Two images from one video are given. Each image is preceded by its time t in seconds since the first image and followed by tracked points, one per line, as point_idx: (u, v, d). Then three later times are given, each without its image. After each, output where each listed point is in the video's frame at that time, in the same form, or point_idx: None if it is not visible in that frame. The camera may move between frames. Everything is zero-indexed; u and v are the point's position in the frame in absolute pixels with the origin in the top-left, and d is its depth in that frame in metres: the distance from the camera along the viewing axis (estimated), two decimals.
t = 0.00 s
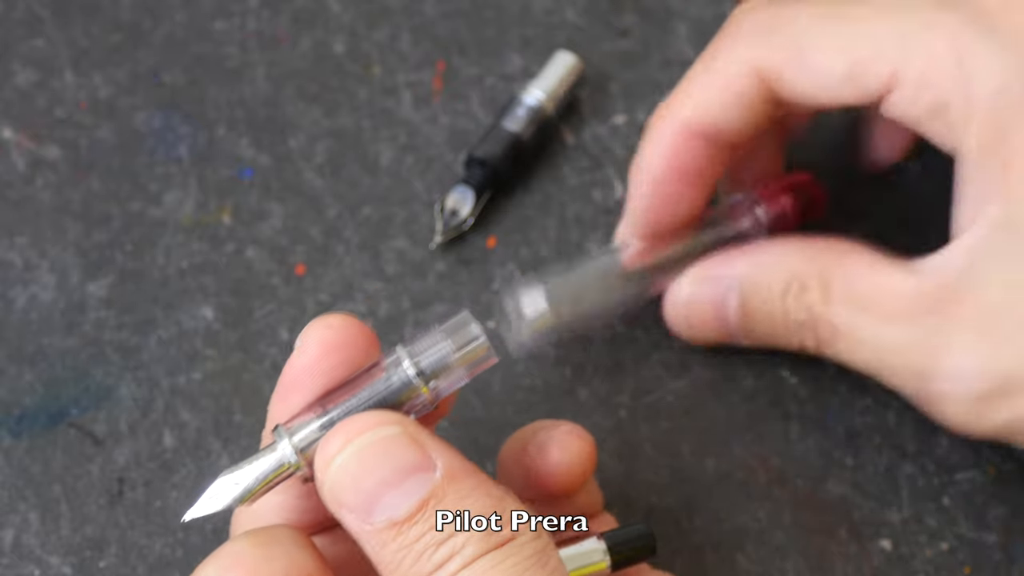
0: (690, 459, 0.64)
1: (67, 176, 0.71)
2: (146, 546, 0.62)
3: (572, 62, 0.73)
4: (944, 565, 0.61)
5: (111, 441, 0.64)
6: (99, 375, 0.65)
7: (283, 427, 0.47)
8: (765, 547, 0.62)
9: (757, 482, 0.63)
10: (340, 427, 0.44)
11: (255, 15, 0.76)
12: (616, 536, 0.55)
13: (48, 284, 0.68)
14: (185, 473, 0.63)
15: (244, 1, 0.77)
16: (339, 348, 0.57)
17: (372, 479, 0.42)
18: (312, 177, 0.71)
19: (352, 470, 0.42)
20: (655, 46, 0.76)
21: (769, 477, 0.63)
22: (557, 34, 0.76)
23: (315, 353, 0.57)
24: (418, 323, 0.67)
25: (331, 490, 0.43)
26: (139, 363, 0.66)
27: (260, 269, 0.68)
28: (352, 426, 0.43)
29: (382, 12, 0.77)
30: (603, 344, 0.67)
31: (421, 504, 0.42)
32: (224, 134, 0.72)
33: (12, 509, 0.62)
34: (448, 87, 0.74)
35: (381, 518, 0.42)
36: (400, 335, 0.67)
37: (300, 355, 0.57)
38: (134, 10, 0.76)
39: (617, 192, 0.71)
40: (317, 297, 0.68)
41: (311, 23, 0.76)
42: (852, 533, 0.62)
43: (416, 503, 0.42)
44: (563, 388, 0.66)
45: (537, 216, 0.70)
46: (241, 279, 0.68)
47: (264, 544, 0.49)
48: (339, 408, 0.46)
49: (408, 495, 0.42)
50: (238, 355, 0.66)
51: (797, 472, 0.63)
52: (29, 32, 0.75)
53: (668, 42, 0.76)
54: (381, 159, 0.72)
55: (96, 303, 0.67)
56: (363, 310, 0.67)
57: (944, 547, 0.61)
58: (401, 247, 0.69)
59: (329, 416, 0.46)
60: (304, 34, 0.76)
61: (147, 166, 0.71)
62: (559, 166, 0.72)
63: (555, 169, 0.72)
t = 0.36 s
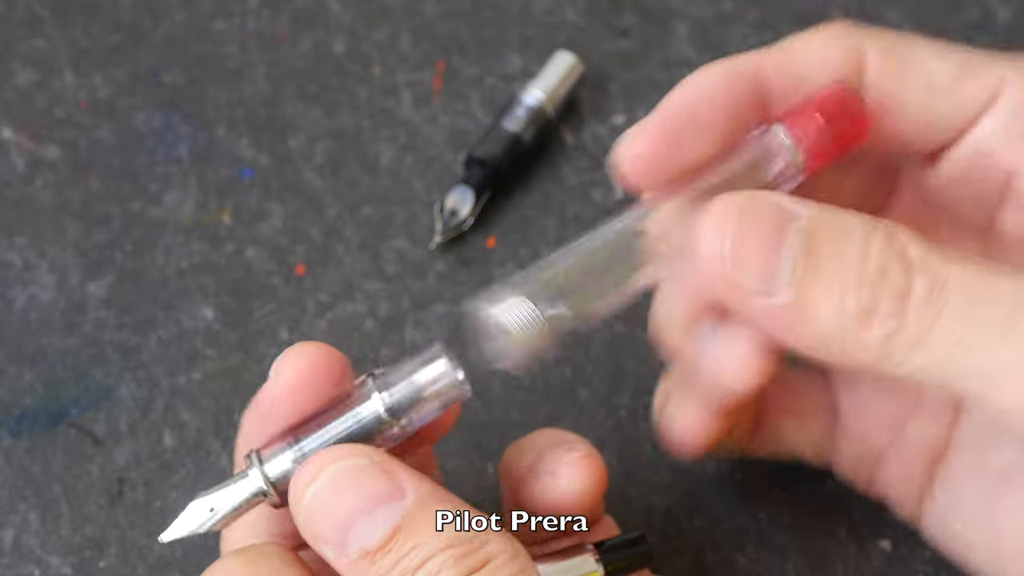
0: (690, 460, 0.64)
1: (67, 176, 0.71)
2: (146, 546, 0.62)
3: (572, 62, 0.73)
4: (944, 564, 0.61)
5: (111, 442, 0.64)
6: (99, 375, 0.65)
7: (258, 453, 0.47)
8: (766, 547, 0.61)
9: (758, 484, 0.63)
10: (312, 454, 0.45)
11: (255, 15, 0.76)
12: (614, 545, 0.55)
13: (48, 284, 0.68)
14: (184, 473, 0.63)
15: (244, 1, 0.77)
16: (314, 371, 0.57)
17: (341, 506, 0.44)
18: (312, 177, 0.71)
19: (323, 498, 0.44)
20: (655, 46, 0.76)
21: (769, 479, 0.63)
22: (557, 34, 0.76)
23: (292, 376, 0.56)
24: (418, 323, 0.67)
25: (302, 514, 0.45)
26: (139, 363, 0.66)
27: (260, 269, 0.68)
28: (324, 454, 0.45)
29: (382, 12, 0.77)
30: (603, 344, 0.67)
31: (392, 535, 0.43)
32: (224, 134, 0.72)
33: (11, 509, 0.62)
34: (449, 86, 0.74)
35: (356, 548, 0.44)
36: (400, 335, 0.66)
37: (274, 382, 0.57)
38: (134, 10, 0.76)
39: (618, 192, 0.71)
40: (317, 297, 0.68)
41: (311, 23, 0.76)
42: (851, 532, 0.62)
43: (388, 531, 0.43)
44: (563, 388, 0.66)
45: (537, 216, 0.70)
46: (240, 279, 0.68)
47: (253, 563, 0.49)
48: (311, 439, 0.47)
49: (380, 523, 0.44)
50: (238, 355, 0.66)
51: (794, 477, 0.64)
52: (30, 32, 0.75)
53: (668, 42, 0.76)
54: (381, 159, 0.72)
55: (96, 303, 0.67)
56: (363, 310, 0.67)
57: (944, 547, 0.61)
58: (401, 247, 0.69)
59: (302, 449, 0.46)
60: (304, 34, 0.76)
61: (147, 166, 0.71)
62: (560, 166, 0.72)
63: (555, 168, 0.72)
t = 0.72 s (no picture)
0: (690, 459, 0.64)
1: (67, 176, 0.71)
2: (147, 546, 0.62)
3: (572, 62, 0.73)
4: (943, 563, 0.61)
5: (111, 442, 0.64)
6: (99, 375, 0.65)
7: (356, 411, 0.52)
8: (766, 548, 0.62)
9: (758, 482, 0.63)
10: (403, 392, 0.48)
11: (255, 15, 0.76)
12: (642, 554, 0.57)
13: (48, 284, 0.68)
14: (185, 474, 0.63)
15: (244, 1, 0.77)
16: (405, 343, 0.59)
17: (437, 425, 0.44)
18: (312, 177, 0.71)
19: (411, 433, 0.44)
20: (655, 46, 0.76)
21: (768, 477, 0.63)
22: (557, 34, 0.76)
23: (380, 344, 0.59)
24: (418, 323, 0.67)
25: (393, 454, 0.45)
26: (139, 363, 0.66)
27: (260, 269, 0.68)
28: (420, 390, 0.46)
29: (382, 12, 0.77)
30: (603, 344, 0.67)
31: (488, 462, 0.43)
32: (224, 134, 0.72)
33: (12, 509, 0.62)
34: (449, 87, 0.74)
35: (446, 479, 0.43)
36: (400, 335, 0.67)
37: (363, 352, 0.59)
38: (134, 9, 0.76)
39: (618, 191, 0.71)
40: (317, 297, 0.68)
41: (311, 23, 0.76)
42: (851, 532, 0.62)
43: (481, 462, 0.43)
44: (563, 388, 0.66)
45: (536, 216, 0.70)
46: (240, 279, 0.68)
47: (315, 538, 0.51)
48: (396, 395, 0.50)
49: (471, 457, 0.43)
50: (238, 355, 0.66)
51: (798, 474, 0.63)
52: (29, 32, 0.75)
53: (668, 42, 0.76)
54: (381, 159, 0.72)
55: (96, 303, 0.67)
56: (363, 310, 0.67)
57: (944, 546, 0.61)
58: (401, 247, 0.69)
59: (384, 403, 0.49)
60: (304, 34, 0.76)
61: (147, 165, 0.71)
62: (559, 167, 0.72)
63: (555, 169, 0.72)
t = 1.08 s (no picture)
0: (690, 458, 0.64)
1: (67, 176, 0.71)
2: (147, 546, 0.62)
3: (572, 62, 0.73)
4: (944, 565, 0.61)
5: (111, 442, 0.64)
6: (99, 375, 0.65)
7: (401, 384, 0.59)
8: (765, 548, 0.61)
9: (758, 483, 0.63)
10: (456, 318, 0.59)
11: (255, 15, 0.76)
12: None
13: (48, 284, 0.68)
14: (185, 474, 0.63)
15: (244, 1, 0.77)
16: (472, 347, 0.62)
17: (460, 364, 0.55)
18: (312, 177, 0.71)
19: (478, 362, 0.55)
20: (655, 46, 0.76)
21: (768, 477, 0.63)
22: (557, 34, 0.76)
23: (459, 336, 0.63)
24: (418, 323, 0.67)
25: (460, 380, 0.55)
26: (140, 363, 0.66)
27: (260, 269, 0.68)
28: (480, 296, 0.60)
29: (382, 12, 0.77)
30: (603, 344, 0.67)
31: (522, 416, 0.51)
32: (224, 133, 0.72)
33: (11, 509, 0.62)
34: (448, 87, 0.74)
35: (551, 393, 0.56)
36: (400, 335, 0.67)
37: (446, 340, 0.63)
38: (134, 10, 0.76)
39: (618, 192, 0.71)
40: (317, 298, 0.68)
41: (311, 23, 0.76)
42: (852, 533, 0.62)
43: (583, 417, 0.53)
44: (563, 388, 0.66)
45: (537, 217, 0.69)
46: (241, 279, 0.68)
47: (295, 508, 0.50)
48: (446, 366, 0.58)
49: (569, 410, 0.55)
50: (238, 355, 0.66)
51: (797, 473, 0.63)
52: (29, 32, 0.75)
53: (668, 42, 0.76)
54: (380, 159, 0.72)
55: (96, 303, 0.67)
56: (363, 310, 0.67)
57: (943, 547, 0.61)
58: (401, 247, 0.69)
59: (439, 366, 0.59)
60: (304, 34, 0.76)
61: (147, 165, 0.71)
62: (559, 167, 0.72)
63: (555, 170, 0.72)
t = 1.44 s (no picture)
0: (691, 459, 0.64)
1: (67, 176, 0.71)
2: (147, 546, 0.62)
3: (572, 62, 0.73)
4: (944, 565, 0.61)
5: (111, 442, 0.64)
6: (99, 375, 0.65)
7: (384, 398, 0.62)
8: (765, 548, 0.61)
9: (759, 484, 0.63)
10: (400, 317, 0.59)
11: (255, 15, 0.76)
12: None
13: (48, 284, 0.68)
14: (185, 474, 0.63)
15: (244, 2, 0.77)
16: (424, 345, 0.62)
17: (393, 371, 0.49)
18: (312, 177, 0.71)
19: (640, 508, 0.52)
20: (655, 46, 0.76)
21: (769, 478, 0.63)
22: (557, 34, 0.76)
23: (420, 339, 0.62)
24: (418, 323, 0.67)
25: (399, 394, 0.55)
26: (139, 363, 0.66)
27: (260, 269, 0.68)
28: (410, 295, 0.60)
29: (382, 12, 0.77)
30: (603, 344, 0.67)
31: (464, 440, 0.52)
32: (224, 134, 0.72)
33: (12, 509, 0.62)
34: (448, 86, 0.74)
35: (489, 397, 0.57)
36: (400, 335, 0.67)
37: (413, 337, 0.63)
38: (134, 10, 0.76)
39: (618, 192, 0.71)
40: (317, 297, 0.68)
41: (311, 23, 0.76)
42: (852, 533, 0.61)
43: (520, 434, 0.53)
44: (563, 388, 0.65)
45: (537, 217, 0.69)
46: (241, 279, 0.68)
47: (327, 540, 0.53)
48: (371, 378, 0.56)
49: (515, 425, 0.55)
50: (238, 355, 0.66)
51: (797, 473, 0.63)
52: (30, 33, 0.75)
53: (668, 42, 0.76)
54: (381, 159, 0.72)
55: (96, 303, 0.67)
56: (363, 309, 0.67)
57: (943, 548, 0.61)
58: (401, 247, 0.69)
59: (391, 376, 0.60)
60: (304, 34, 0.76)
61: (147, 165, 0.71)
62: (559, 166, 0.72)
63: (555, 169, 0.72)
